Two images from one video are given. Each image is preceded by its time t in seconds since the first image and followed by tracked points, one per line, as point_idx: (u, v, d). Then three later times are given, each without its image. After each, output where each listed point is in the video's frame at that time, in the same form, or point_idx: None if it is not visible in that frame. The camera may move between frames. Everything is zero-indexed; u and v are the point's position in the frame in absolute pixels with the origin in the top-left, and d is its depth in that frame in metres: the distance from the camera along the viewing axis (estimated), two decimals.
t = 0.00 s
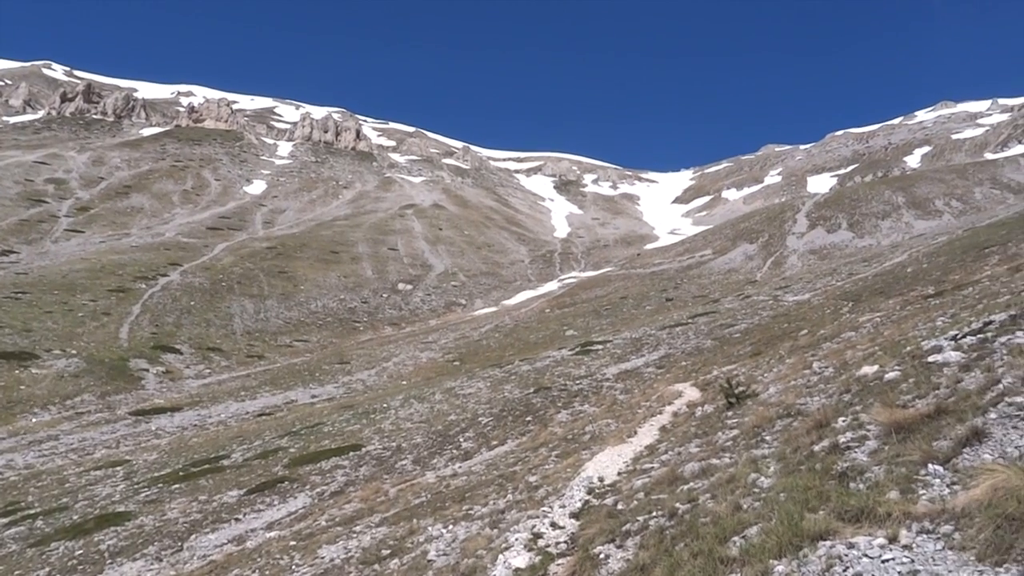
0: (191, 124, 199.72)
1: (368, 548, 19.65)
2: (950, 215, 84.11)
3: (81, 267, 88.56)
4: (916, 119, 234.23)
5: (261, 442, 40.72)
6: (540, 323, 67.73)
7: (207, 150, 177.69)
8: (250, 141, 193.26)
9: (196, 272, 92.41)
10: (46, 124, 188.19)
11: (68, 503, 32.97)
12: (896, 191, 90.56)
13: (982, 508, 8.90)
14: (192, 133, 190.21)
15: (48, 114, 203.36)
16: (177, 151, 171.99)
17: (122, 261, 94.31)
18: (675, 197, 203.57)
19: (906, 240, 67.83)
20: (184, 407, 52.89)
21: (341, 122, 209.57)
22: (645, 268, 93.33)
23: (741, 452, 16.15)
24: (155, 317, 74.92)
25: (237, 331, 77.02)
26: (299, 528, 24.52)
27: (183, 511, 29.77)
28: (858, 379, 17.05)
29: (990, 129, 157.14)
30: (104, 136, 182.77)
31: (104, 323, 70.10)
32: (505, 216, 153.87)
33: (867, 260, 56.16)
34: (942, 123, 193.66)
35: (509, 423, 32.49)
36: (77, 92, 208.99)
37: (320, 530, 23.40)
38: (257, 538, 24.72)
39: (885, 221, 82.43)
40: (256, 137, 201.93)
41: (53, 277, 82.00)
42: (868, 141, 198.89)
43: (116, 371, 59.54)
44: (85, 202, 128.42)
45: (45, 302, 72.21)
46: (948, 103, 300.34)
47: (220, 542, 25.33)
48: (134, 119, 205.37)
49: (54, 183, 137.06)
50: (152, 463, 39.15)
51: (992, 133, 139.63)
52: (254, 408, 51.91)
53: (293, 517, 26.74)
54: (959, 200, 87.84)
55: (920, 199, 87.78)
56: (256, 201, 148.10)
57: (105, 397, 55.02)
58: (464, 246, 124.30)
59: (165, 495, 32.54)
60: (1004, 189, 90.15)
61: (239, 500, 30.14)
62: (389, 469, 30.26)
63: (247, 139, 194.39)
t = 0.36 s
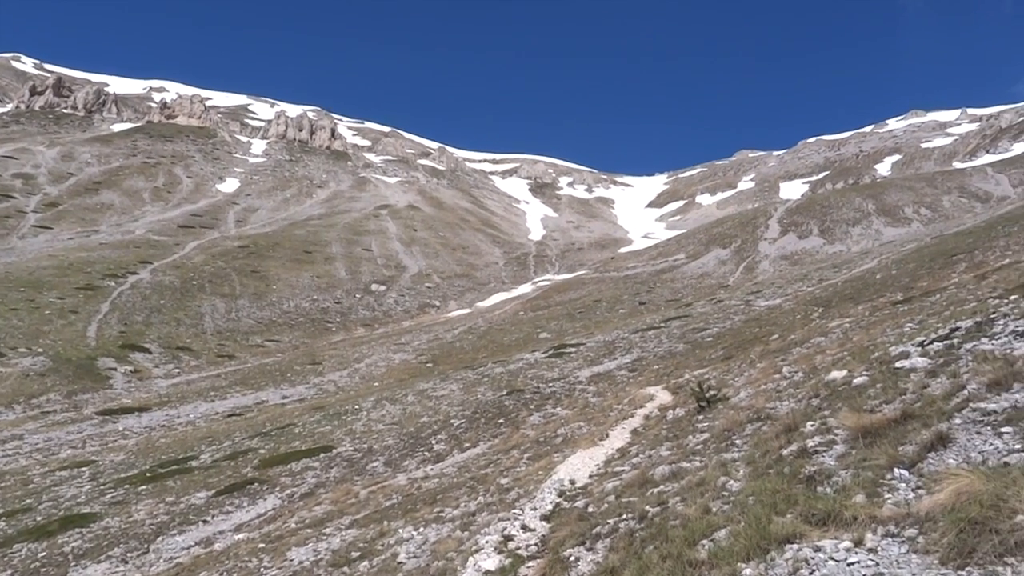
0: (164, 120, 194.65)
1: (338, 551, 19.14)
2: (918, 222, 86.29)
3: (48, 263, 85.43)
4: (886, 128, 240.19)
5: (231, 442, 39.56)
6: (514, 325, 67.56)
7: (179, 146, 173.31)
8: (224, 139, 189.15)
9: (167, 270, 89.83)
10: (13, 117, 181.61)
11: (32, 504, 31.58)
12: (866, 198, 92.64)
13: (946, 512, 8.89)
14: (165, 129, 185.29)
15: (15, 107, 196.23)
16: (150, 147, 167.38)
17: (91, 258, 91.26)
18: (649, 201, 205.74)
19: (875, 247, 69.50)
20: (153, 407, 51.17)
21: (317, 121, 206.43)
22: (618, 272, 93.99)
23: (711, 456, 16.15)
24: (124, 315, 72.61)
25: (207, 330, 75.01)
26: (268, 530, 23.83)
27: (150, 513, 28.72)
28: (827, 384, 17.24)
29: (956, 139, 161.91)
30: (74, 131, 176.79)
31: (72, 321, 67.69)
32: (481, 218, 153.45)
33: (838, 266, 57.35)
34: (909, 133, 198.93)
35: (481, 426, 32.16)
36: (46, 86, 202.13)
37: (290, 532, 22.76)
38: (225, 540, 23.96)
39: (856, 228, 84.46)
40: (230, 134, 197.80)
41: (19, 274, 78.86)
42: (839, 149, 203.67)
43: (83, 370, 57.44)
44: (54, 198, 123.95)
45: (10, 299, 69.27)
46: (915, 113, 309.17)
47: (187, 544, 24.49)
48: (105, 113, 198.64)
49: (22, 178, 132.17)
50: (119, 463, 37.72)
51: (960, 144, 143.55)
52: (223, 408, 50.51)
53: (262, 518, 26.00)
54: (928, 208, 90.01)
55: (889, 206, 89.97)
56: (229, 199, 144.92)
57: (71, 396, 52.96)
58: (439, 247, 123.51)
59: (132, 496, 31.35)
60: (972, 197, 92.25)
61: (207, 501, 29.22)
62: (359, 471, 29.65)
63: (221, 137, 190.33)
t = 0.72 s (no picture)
0: (138, 115, 189.73)
1: (311, 551, 18.70)
2: (891, 228, 88.07)
3: (17, 258, 82.47)
4: (860, 134, 244.66)
5: (203, 441, 38.51)
6: (490, 326, 67.35)
7: (154, 142, 169.00)
8: (199, 135, 185.21)
9: (140, 267, 87.38)
10: None
11: None
12: (840, 203, 94.49)
13: (914, 514, 8.86)
14: (139, 124, 180.57)
15: None
16: (123, 143, 162.96)
17: (62, 254, 88.38)
18: (626, 203, 207.41)
19: (847, 252, 70.98)
20: (124, 405, 49.59)
21: (295, 118, 203.28)
22: (595, 274, 94.52)
23: (684, 457, 16.17)
24: (95, 311, 70.46)
25: (181, 328, 73.10)
26: (240, 530, 23.21)
27: (120, 511, 27.80)
28: (799, 386, 17.43)
29: (927, 146, 165.75)
30: (46, 125, 171.42)
31: (42, 317, 65.43)
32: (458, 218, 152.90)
33: (811, 270, 58.42)
34: (882, 140, 203.22)
35: (456, 425, 31.88)
36: (17, 79, 195.62)
37: (262, 531, 22.21)
38: (197, 539, 23.30)
39: (829, 233, 86.24)
40: (206, 131, 193.63)
41: None
42: (813, 154, 207.53)
43: (52, 367, 55.45)
44: (24, 192, 119.75)
45: None
46: (887, 121, 316.06)
47: (159, 543, 23.75)
48: (78, 107, 193.11)
49: None
50: (89, 461, 36.42)
51: (931, 150, 146.86)
52: (196, 407, 49.20)
53: (234, 517, 25.30)
54: (900, 214, 91.73)
55: (862, 212, 91.84)
56: (204, 196, 141.80)
57: (40, 393, 51.03)
58: (416, 247, 122.55)
59: (102, 494, 30.30)
60: (943, 204, 94.10)
61: (179, 500, 28.41)
62: (333, 470, 29.12)
63: (197, 133, 186.32)
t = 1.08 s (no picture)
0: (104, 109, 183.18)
1: (276, 552, 18.08)
2: (856, 233, 89.85)
3: None
4: (829, 140, 249.68)
5: (167, 440, 37.11)
6: (460, 326, 66.87)
7: (120, 137, 163.33)
8: (167, 130, 179.94)
9: (104, 263, 84.14)
10: None
11: None
12: (808, 209, 96.46)
13: (875, 515, 8.82)
14: (105, 117, 174.37)
15: None
16: (90, 137, 157.17)
17: (23, 248, 84.67)
18: (598, 205, 208.95)
19: (814, 257, 72.60)
20: (87, 403, 47.52)
21: (265, 115, 198.86)
22: (565, 275, 94.86)
23: (651, 459, 16.15)
24: (58, 308, 67.70)
25: (146, 326, 70.53)
26: (204, 530, 22.36)
27: (82, 511, 26.62)
28: (765, 389, 17.61)
29: (892, 153, 170.28)
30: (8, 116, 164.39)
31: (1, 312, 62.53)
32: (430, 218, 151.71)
33: (778, 275, 59.57)
34: (849, 147, 208.46)
35: (424, 426, 31.40)
36: None
37: (226, 532, 21.45)
38: (160, 539, 22.37)
39: (796, 237, 88.09)
40: (174, 126, 187.96)
41: None
42: (781, 160, 212.01)
43: (12, 363, 52.89)
44: None
45: None
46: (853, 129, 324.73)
47: (121, 543, 22.75)
48: (43, 100, 185.83)
49: None
50: (49, 460, 34.79)
51: (897, 158, 150.73)
52: (161, 405, 47.47)
53: (198, 518, 24.39)
54: (866, 220, 93.16)
55: (829, 218, 93.84)
56: (171, 191, 137.54)
57: None
58: (386, 246, 121.06)
59: (62, 494, 28.95)
60: (908, 211, 94.85)
61: (142, 500, 27.31)
62: (300, 470, 28.36)
63: (165, 128, 180.80)
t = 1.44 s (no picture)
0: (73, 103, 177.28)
1: (244, 553, 17.52)
2: (826, 239, 91.21)
3: None
4: (799, 145, 255.23)
5: (134, 439, 35.80)
6: (433, 326, 66.24)
7: (89, 131, 158.07)
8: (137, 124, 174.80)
9: (71, 259, 81.09)
10: None
11: None
12: (779, 213, 97.95)
13: (841, 517, 8.78)
14: (74, 111, 168.73)
15: None
16: (57, 130, 151.81)
17: None
18: (572, 207, 209.87)
19: (784, 261, 73.90)
20: (52, 401, 45.58)
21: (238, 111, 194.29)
22: (539, 276, 94.93)
23: (621, 460, 16.11)
24: (21, 304, 65.06)
25: (114, 323, 68.11)
26: (171, 530, 21.59)
27: (44, 511, 25.53)
28: (735, 392, 17.74)
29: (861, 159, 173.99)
30: None
31: None
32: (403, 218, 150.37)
33: (749, 278, 60.48)
34: (819, 153, 212.90)
35: (395, 427, 30.87)
36: None
37: (193, 533, 20.75)
38: (125, 540, 21.54)
39: (767, 241, 89.50)
40: (145, 121, 182.58)
41: None
42: (753, 164, 215.78)
43: None
44: None
45: None
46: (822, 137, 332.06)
47: (85, 544, 21.87)
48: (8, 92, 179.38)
49: None
50: (10, 460, 33.27)
51: (867, 164, 154.07)
52: (128, 404, 45.78)
53: (165, 518, 23.52)
54: (835, 226, 94.41)
55: (800, 222, 95.25)
56: (140, 187, 133.31)
57: None
58: (359, 246, 119.36)
59: (24, 494, 27.70)
60: (877, 217, 95.98)
61: (107, 500, 26.29)
62: (269, 470, 27.61)
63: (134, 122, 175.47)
